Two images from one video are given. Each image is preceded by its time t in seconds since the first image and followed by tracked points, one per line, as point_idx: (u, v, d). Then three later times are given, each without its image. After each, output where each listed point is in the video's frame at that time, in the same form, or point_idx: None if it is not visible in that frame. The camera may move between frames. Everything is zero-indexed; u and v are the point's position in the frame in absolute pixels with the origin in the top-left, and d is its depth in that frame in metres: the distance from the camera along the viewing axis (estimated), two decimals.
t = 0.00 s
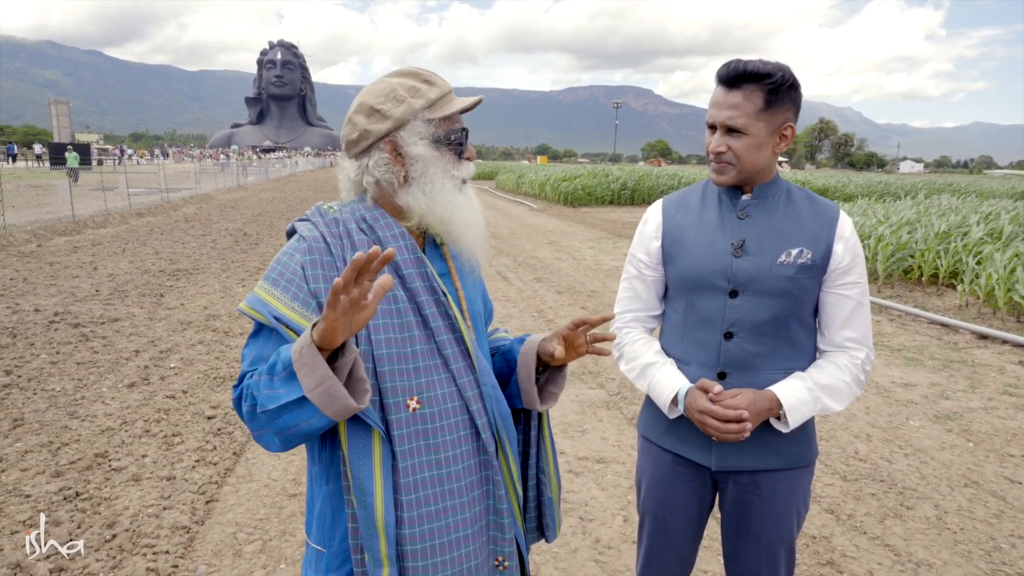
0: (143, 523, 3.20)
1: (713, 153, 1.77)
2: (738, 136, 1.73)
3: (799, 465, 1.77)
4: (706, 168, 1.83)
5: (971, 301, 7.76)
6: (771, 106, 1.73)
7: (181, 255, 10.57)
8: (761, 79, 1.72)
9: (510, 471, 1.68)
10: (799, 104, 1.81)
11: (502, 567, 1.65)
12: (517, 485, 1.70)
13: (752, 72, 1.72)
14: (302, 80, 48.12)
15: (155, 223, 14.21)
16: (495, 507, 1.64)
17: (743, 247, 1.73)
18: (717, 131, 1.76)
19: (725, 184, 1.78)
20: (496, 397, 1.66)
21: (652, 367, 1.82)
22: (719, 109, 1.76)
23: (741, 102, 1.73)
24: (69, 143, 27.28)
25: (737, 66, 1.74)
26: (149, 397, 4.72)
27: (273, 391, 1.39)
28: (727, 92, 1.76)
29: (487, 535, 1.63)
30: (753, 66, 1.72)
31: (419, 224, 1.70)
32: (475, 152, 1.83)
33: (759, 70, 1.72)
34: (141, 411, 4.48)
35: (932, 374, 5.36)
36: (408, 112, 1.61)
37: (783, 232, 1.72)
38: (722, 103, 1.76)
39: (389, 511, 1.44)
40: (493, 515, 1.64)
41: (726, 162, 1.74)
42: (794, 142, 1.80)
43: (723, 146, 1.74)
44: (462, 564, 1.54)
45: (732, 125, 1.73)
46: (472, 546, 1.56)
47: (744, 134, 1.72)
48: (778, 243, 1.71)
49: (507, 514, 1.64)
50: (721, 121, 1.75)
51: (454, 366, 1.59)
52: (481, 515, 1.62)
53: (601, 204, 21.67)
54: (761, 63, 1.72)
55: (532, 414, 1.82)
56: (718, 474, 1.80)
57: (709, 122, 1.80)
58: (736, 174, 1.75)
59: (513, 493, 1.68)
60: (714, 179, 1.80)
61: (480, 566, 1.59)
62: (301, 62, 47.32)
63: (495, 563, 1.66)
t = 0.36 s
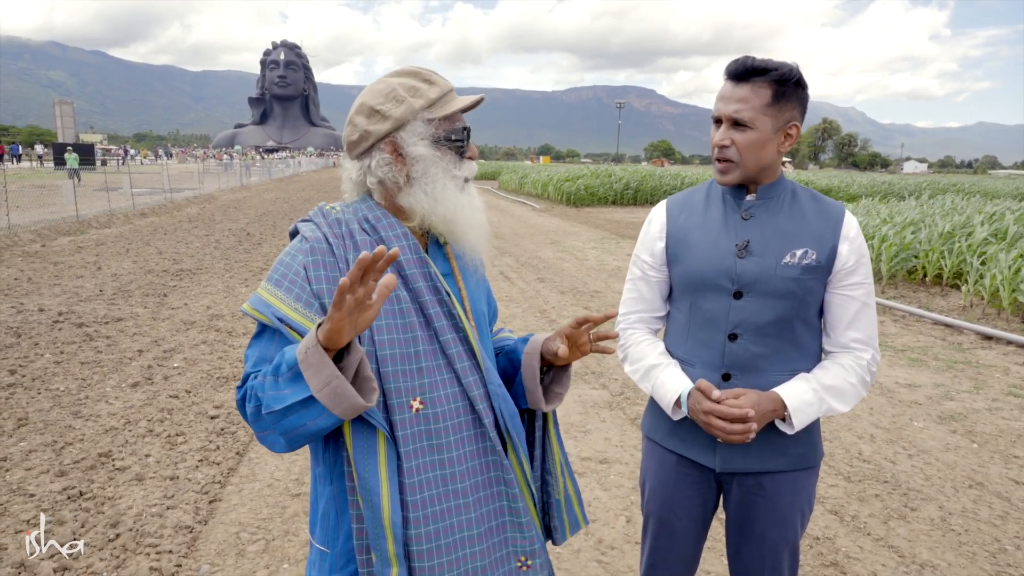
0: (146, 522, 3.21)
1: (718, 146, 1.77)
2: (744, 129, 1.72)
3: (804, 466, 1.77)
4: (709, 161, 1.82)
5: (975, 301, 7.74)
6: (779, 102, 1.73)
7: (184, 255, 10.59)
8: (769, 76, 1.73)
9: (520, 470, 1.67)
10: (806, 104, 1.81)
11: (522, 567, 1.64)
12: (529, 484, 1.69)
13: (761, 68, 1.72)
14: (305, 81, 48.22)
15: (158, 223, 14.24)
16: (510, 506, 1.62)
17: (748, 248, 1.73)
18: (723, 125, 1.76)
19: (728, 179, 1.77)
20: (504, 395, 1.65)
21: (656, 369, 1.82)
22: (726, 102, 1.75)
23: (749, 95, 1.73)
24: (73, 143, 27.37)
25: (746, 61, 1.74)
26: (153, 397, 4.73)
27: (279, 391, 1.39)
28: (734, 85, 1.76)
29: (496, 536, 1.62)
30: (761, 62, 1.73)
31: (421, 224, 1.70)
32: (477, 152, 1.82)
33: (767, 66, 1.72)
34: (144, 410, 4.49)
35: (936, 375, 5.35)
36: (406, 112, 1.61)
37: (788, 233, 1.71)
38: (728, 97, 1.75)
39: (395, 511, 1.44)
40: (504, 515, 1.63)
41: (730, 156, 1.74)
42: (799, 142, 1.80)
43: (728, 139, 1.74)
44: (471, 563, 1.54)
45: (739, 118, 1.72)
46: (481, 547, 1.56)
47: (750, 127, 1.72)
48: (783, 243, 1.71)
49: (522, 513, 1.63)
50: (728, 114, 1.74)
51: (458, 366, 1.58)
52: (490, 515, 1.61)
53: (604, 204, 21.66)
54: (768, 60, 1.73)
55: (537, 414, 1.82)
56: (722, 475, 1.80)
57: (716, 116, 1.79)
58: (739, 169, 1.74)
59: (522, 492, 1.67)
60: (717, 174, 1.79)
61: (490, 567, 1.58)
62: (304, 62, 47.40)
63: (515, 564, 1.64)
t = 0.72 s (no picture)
0: (150, 522, 3.21)
1: (722, 144, 1.76)
2: (748, 128, 1.72)
3: (808, 468, 1.76)
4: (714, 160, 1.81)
5: (979, 302, 7.71)
6: (784, 100, 1.72)
7: (187, 255, 10.60)
8: (775, 73, 1.72)
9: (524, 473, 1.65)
10: (811, 101, 1.80)
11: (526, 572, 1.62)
12: (538, 487, 1.67)
13: (766, 66, 1.72)
14: (307, 81, 48.27)
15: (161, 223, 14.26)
16: (513, 511, 1.61)
17: (752, 248, 1.72)
18: (728, 123, 1.75)
19: (732, 178, 1.76)
20: (508, 397, 1.63)
21: (659, 370, 1.82)
22: (730, 100, 1.75)
23: (753, 93, 1.72)
24: (77, 143, 27.44)
25: (751, 59, 1.73)
26: (156, 396, 4.73)
27: (285, 391, 1.39)
28: (739, 84, 1.75)
29: (497, 539, 1.61)
30: (766, 60, 1.72)
31: (423, 222, 1.70)
32: (475, 145, 1.81)
33: (772, 63, 1.71)
34: (147, 410, 4.50)
35: (940, 376, 5.33)
36: (400, 109, 1.61)
37: (793, 233, 1.71)
38: (733, 95, 1.75)
39: (397, 512, 1.43)
40: (506, 518, 1.62)
41: (735, 154, 1.73)
42: (804, 141, 1.79)
43: (733, 137, 1.73)
44: (471, 565, 1.53)
45: (744, 116, 1.72)
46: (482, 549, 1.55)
47: (755, 126, 1.71)
48: (788, 244, 1.70)
49: (523, 521, 1.59)
50: (733, 112, 1.73)
51: (461, 366, 1.58)
52: (491, 517, 1.60)
53: (607, 204, 21.65)
54: (775, 57, 1.72)
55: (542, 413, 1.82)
56: (726, 477, 1.79)
57: (720, 114, 1.79)
58: (743, 167, 1.73)
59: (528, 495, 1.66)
60: (721, 172, 1.79)
61: (491, 569, 1.58)
62: (307, 62, 47.44)
63: (516, 569, 1.63)
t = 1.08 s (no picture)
0: (153, 521, 3.22)
1: (724, 144, 1.76)
2: (750, 128, 1.72)
3: (811, 470, 1.76)
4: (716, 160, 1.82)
5: (982, 302, 7.70)
6: (786, 101, 1.72)
7: (190, 255, 10.62)
8: (776, 73, 1.72)
9: (525, 476, 1.65)
10: (814, 102, 1.79)
11: (529, 572, 1.62)
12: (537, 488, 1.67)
13: (769, 66, 1.72)
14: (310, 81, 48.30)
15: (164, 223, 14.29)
16: (515, 511, 1.61)
17: (755, 250, 1.72)
18: (730, 123, 1.76)
19: (733, 178, 1.77)
20: (509, 398, 1.64)
21: (660, 372, 1.82)
22: (733, 100, 1.75)
23: (756, 93, 1.72)
24: (80, 144, 27.51)
25: (753, 58, 1.73)
26: (159, 396, 4.74)
27: (297, 403, 1.39)
28: (741, 83, 1.75)
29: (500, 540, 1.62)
30: (768, 60, 1.72)
31: (419, 225, 1.70)
32: (470, 142, 1.79)
33: (774, 64, 1.71)
34: (150, 410, 4.51)
35: (943, 376, 5.33)
36: (383, 113, 1.62)
37: (796, 234, 1.71)
38: (735, 95, 1.75)
39: (402, 515, 1.43)
40: (509, 518, 1.63)
41: (736, 154, 1.73)
42: (807, 142, 1.79)
43: (734, 137, 1.74)
44: (475, 566, 1.54)
45: (745, 116, 1.72)
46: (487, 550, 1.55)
47: (757, 126, 1.71)
48: (791, 246, 1.70)
49: (527, 520, 1.61)
50: (734, 112, 1.74)
51: (462, 367, 1.58)
52: (493, 518, 1.61)
53: (609, 204, 21.64)
54: (777, 57, 1.72)
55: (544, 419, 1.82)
56: (729, 479, 1.79)
57: (722, 114, 1.79)
58: (745, 167, 1.74)
59: (530, 498, 1.65)
60: (723, 172, 1.79)
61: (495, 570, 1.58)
62: (309, 62, 47.48)
63: (520, 569, 1.63)
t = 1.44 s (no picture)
0: (157, 520, 3.24)
1: (725, 144, 1.77)
2: (752, 128, 1.73)
3: (811, 471, 1.77)
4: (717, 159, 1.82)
5: (984, 302, 7.69)
6: (788, 102, 1.73)
7: (193, 255, 10.65)
8: (779, 74, 1.73)
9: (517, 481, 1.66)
10: (816, 106, 1.80)
11: None
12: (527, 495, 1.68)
13: (772, 67, 1.73)
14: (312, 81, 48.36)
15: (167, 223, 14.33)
16: (506, 518, 1.62)
17: (754, 251, 1.73)
18: (731, 122, 1.76)
19: (733, 178, 1.77)
20: (500, 404, 1.64)
21: (661, 373, 1.83)
22: (735, 100, 1.76)
23: (758, 93, 1.73)
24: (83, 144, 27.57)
25: (757, 59, 1.74)
26: (162, 396, 4.76)
27: (284, 403, 1.40)
28: (744, 83, 1.76)
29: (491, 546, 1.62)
30: (772, 61, 1.73)
31: (411, 228, 1.71)
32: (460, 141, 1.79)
33: (778, 65, 1.72)
34: (154, 410, 4.52)
35: (945, 376, 5.33)
36: (370, 115, 1.64)
37: (796, 235, 1.71)
38: (738, 95, 1.76)
39: (391, 522, 1.44)
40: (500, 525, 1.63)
41: (736, 154, 1.74)
42: (808, 144, 1.80)
43: (735, 137, 1.74)
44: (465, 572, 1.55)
45: (746, 116, 1.73)
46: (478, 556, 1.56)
47: (758, 126, 1.72)
48: (790, 248, 1.71)
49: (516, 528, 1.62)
50: (736, 112, 1.75)
51: (453, 371, 1.59)
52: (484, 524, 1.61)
53: (611, 204, 21.65)
54: (780, 59, 1.73)
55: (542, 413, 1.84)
56: (729, 480, 1.80)
57: (723, 113, 1.80)
58: (745, 167, 1.74)
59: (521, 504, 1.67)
60: (723, 171, 1.80)
61: None
62: (311, 62, 47.53)
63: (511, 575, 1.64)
